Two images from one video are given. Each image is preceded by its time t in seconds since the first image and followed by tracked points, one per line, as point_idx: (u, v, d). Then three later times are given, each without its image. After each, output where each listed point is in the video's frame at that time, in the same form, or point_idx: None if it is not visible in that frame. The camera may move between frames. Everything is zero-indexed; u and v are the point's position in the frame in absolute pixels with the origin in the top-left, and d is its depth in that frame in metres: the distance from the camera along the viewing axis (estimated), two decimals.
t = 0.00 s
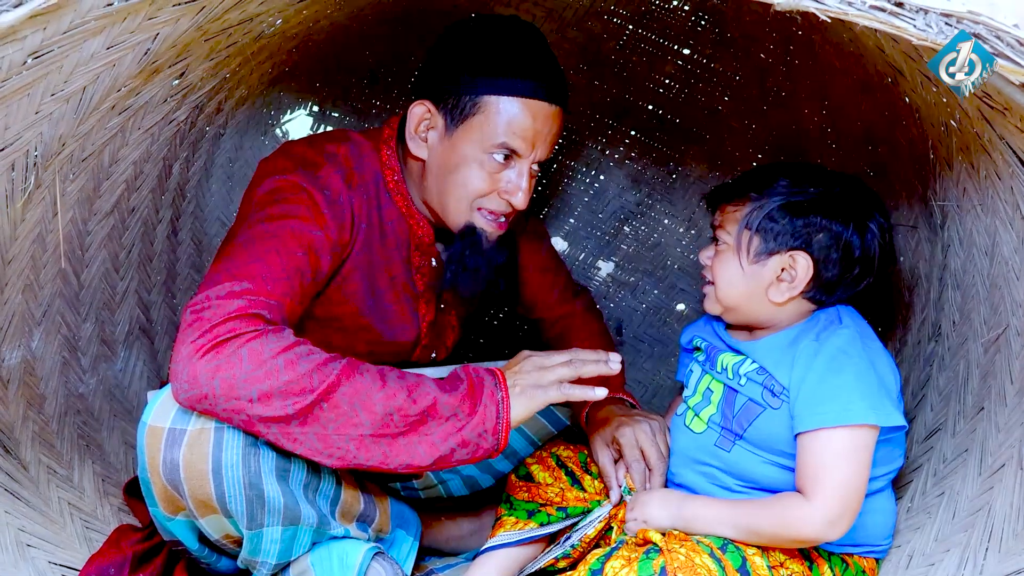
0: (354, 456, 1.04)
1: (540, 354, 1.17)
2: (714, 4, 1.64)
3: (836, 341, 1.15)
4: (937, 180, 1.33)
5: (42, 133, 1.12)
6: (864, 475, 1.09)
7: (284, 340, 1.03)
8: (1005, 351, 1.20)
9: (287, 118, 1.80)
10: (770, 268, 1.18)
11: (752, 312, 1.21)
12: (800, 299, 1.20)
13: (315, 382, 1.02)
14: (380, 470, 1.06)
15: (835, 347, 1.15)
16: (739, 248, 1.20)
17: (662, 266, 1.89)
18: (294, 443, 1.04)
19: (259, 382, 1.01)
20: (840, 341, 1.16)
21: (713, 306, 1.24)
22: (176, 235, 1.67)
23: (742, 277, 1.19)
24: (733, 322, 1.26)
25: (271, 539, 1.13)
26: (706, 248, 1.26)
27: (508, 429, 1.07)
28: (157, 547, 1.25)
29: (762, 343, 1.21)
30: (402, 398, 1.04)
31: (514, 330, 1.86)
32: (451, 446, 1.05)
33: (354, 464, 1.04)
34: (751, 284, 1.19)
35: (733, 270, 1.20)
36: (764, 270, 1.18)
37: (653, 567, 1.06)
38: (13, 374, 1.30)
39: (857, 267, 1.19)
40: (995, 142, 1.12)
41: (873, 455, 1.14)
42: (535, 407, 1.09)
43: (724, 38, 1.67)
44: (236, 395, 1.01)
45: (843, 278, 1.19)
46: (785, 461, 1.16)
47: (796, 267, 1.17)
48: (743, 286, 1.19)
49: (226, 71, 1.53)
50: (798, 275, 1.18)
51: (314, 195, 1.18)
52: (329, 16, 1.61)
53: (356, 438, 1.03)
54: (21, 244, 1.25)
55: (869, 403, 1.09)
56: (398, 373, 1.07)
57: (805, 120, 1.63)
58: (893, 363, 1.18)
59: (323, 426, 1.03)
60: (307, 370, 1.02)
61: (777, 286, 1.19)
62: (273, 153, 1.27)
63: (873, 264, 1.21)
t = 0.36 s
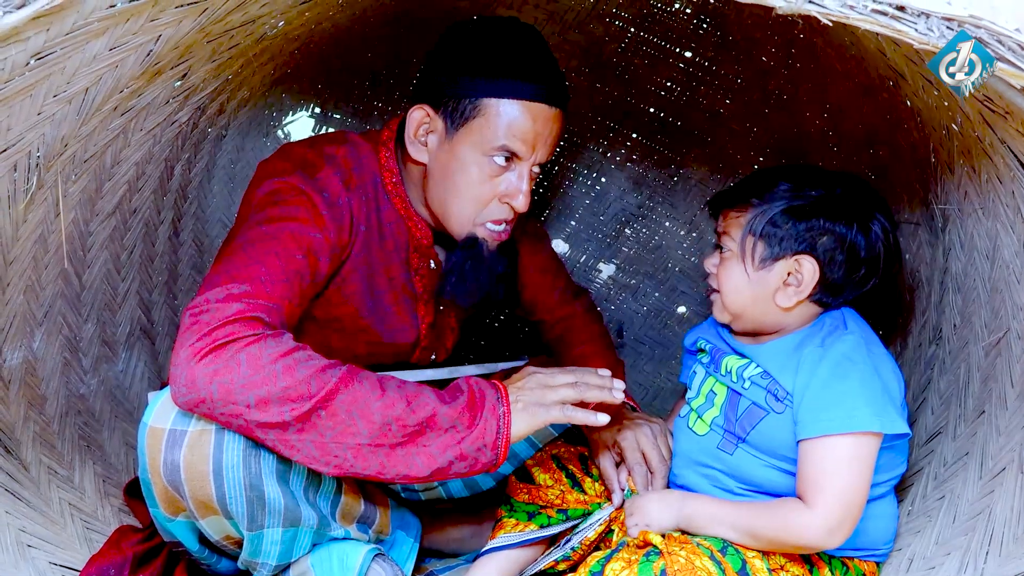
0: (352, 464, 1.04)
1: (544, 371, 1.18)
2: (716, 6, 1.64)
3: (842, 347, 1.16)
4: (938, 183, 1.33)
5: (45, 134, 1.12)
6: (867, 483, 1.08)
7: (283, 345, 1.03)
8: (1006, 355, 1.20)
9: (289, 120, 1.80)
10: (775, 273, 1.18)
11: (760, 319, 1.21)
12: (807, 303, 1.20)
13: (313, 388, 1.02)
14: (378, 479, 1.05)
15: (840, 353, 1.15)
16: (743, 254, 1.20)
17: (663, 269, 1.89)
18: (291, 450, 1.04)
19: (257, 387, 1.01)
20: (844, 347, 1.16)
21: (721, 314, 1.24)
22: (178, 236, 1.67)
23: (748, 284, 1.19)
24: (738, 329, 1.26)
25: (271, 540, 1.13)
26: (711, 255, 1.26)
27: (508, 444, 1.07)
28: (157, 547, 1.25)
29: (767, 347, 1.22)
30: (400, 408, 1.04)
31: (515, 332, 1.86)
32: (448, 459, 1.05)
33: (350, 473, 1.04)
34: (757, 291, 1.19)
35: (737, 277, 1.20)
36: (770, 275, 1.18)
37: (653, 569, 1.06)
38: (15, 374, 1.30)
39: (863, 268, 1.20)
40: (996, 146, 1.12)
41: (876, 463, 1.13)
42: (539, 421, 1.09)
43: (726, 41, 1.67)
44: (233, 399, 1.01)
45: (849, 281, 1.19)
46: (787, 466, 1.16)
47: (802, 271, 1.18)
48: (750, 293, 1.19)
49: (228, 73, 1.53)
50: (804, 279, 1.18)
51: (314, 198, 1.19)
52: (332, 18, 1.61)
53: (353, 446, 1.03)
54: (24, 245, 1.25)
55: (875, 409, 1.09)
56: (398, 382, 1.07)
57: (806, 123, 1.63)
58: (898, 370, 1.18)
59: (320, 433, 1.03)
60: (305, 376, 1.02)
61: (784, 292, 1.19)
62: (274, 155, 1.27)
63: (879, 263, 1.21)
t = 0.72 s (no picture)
0: (351, 471, 1.03)
1: (548, 386, 1.19)
2: (716, 5, 1.64)
3: (838, 344, 1.15)
4: (939, 181, 1.33)
5: (45, 134, 1.12)
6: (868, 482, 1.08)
7: (286, 350, 1.03)
8: (1008, 352, 1.20)
9: (290, 120, 1.81)
10: (772, 264, 1.18)
11: (756, 312, 1.20)
12: (803, 297, 1.19)
13: (315, 394, 1.02)
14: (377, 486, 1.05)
15: (837, 351, 1.14)
16: (742, 246, 1.20)
17: (664, 268, 1.89)
18: (291, 454, 1.03)
19: (259, 392, 1.01)
20: (841, 345, 1.15)
21: (714, 308, 1.23)
22: (179, 236, 1.68)
23: (745, 275, 1.19)
24: (733, 325, 1.25)
25: (272, 539, 1.13)
26: (708, 249, 1.26)
27: (508, 456, 1.07)
28: (158, 547, 1.25)
29: (763, 347, 1.21)
30: (402, 414, 1.04)
31: (516, 332, 1.86)
32: (448, 468, 1.04)
33: (349, 479, 1.04)
34: (754, 280, 1.18)
35: (735, 267, 1.20)
36: (767, 267, 1.18)
37: (653, 566, 1.06)
38: (16, 374, 1.30)
39: (860, 268, 1.20)
40: (996, 142, 1.12)
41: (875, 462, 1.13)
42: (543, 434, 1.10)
43: (726, 39, 1.67)
44: (235, 403, 1.01)
45: (847, 276, 1.19)
46: (788, 466, 1.16)
47: (800, 263, 1.17)
48: (746, 284, 1.19)
49: (229, 73, 1.53)
50: (802, 271, 1.17)
51: (315, 199, 1.19)
52: (332, 18, 1.62)
53: (353, 453, 1.03)
54: (25, 245, 1.26)
55: (873, 407, 1.09)
56: (399, 390, 1.06)
57: (807, 121, 1.63)
58: (894, 364, 1.18)
59: (321, 439, 1.02)
60: (308, 382, 1.02)
61: (781, 283, 1.18)
62: (276, 155, 1.27)
63: (874, 265, 1.21)
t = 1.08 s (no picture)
0: (356, 467, 1.03)
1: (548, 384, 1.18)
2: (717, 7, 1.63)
3: (837, 349, 1.15)
4: (940, 184, 1.33)
5: (46, 134, 1.12)
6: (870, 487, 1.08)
7: (289, 349, 1.03)
8: (1009, 355, 1.20)
9: (291, 120, 1.81)
10: (771, 271, 1.18)
11: (755, 317, 1.20)
12: (801, 303, 1.19)
13: (318, 391, 1.02)
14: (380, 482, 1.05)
15: (837, 355, 1.14)
16: (740, 252, 1.20)
17: (665, 269, 1.89)
18: (294, 452, 1.03)
19: (263, 391, 1.01)
20: (841, 349, 1.15)
21: (712, 312, 1.23)
22: (179, 236, 1.67)
23: (744, 281, 1.19)
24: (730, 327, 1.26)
25: (273, 541, 1.13)
26: (706, 255, 1.26)
27: (510, 451, 1.07)
28: (158, 547, 1.25)
29: (762, 352, 1.21)
30: (404, 410, 1.04)
31: (516, 333, 1.86)
32: (451, 464, 1.04)
33: (353, 475, 1.04)
34: (752, 286, 1.18)
35: (733, 274, 1.20)
36: (766, 273, 1.18)
37: (654, 571, 1.06)
38: (16, 374, 1.30)
39: (859, 270, 1.20)
40: (998, 146, 1.12)
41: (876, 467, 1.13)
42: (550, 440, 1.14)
43: (727, 42, 1.67)
44: (239, 402, 1.01)
45: (846, 280, 1.19)
46: (788, 471, 1.16)
47: (798, 269, 1.18)
48: (745, 290, 1.19)
49: (230, 73, 1.53)
50: (801, 277, 1.17)
51: (318, 200, 1.19)
52: (333, 19, 1.61)
53: (357, 449, 1.03)
54: (25, 245, 1.25)
55: (872, 413, 1.09)
56: (402, 387, 1.06)
57: (808, 123, 1.63)
58: (893, 368, 1.18)
59: (324, 437, 1.02)
60: (311, 379, 1.02)
61: (779, 290, 1.18)
62: (276, 155, 1.27)
63: (873, 269, 1.21)
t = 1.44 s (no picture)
0: (351, 467, 1.03)
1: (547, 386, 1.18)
2: (717, 6, 1.63)
3: (832, 345, 1.15)
4: (939, 183, 1.33)
5: (46, 130, 1.12)
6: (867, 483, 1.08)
7: (285, 349, 1.03)
8: (1007, 355, 1.20)
9: (290, 118, 1.81)
10: (764, 273, 1.18)
11: (750, 318, 1.20)
12: (797, 303, 1.19)
13: (315, 392, 1.01)
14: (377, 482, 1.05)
15: (831, 350, 1.14)
16: (733, 257, 1.20)
17: (663, 269, 1.89)
18: (292, 452, 1.03)
19: (259, 391, 1.00)
20: (836, 345, 1.15)
21: (708, 315, 1.24)
22: (178, 233, 1.67)
23: (738, 285, 1.19)
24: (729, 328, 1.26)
25: (271, 539, 1.13)
26: (700, 258, 1.26)
27: (508, 451, 1.07)
28: (156, 545, 1.25)
29: (756, 348, 1.22)
30: (401, 410, 1.04)
31: (515, 332, 1.86)
32: (449, 463, 1.04)
33: (351, 476, 1.04)
34: (746, 291, 1.18)
35: (727, 279, 1.20)
36: (759, 276, 1.18)
37: (652, 570, 1.06)
38: (15, 371, 1.30)
39: (853, 264, 1.20)
40: (998, 145, 1.12)
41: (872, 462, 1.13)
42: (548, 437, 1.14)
43: (727, 41, 1.67)
44: (235, 403, 1.01)
45: (840, 276, 1.19)
46: (784, 464, 1.16)
47: (792, 270, 1.17)
48: (739, 294, 1.19)
49: (230, 71, 1.53)
50: (794, 278, 1.17)
51: (316, 199, 1.19)
52: (334, 16, 1.61)
53: (354, 450, 1.03)
54: (25, 241, 1.25)
55: (866, 408, 1.09)
56: (399, 387, 1.06)
57: (808, 123, 1.63)
58: (889, 364, 1.18)
59: (321, 437, 1.02)
60: (307, 380, 1.02)
61: (774, 291, 1.18)
62: (275, 154, 1.27)
63: (867, 261, 1.21)
